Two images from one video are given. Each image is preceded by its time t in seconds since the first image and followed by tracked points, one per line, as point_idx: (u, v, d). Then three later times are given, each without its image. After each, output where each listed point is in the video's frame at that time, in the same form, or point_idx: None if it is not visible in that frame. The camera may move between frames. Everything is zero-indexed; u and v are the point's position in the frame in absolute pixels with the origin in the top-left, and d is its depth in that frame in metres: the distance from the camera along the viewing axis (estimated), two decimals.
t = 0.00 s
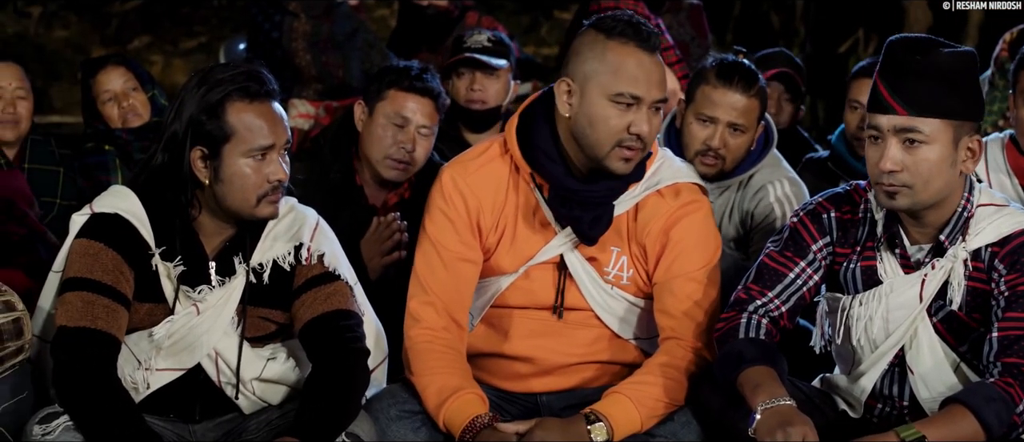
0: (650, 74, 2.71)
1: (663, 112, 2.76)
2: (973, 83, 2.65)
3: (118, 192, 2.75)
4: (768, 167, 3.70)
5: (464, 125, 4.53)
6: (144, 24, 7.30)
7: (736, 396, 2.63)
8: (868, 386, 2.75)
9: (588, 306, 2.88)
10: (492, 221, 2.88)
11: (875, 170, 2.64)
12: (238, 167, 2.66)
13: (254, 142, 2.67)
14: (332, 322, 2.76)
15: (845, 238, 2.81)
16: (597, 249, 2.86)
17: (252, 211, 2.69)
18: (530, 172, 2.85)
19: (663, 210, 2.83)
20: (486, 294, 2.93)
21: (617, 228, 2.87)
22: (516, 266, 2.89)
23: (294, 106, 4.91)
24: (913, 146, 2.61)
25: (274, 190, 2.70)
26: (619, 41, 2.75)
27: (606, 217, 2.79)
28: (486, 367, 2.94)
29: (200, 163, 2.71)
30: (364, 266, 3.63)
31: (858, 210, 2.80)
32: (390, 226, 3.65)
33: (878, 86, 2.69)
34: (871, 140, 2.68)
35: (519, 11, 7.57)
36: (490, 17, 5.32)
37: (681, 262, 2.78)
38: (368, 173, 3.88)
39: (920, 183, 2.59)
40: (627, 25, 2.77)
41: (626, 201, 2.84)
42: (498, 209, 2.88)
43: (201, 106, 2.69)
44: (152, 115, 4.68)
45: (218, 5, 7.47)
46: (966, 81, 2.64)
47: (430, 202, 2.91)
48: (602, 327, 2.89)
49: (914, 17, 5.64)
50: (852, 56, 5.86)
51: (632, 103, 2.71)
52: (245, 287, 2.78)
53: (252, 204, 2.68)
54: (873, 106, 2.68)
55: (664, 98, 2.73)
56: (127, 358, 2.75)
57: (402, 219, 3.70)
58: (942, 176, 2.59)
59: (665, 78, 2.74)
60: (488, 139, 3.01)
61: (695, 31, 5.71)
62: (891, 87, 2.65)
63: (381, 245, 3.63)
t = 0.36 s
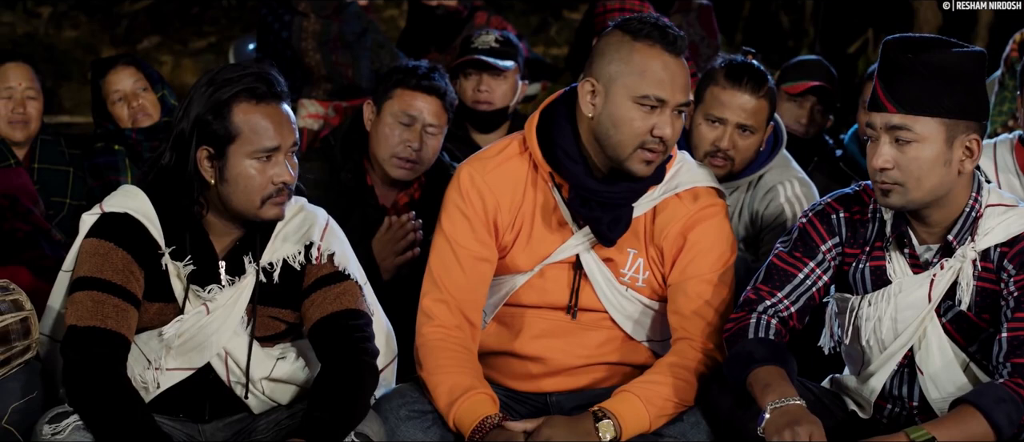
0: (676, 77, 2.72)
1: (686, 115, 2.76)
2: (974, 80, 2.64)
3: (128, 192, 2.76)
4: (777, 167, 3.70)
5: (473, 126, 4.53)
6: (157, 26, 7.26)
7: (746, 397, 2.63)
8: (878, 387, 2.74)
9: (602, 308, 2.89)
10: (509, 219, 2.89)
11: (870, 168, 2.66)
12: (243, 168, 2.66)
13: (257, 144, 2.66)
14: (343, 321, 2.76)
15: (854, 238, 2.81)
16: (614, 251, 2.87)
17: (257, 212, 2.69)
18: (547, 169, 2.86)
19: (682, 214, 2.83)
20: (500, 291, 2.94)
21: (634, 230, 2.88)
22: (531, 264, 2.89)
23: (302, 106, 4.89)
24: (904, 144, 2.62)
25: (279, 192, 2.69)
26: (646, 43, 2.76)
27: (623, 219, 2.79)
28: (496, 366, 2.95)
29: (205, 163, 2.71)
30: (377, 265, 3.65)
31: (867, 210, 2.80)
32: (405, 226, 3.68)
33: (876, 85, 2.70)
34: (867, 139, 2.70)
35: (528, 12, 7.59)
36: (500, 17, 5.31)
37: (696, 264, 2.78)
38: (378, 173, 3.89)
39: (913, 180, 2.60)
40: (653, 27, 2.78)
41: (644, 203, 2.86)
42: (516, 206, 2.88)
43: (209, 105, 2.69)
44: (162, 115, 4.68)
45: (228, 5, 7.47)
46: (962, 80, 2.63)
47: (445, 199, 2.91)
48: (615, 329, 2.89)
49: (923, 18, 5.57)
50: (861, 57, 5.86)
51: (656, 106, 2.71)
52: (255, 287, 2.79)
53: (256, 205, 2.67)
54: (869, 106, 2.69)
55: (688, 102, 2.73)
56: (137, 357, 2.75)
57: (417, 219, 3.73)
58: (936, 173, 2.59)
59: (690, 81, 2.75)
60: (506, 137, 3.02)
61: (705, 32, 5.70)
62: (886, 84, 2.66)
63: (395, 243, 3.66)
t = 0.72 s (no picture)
0: (698, 82, 2.72)
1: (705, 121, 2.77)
2: (973, 80, 2.63)
3: (136, 191, 2.75)
4: (786, 168, 3.71)
5: (483, 127, 4.52)
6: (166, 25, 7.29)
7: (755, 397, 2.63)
8: (886, 387, 2.74)
9: (615, 309, 2.89)
10: (524, 218, 2.89)
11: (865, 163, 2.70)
12: (234, 171, 2.64)
13: (250, 150, 2.63)
14: (351, 319, 2.76)
15: (862, 238, 2.80)
16: (628, 252, 2.87)
17: (243, 217, 2.67)
18: (564, 169, 2.87)
19: (699, 216, 2.83)
20: (513, 289, 2.94)
21: (649, 232, 2.88)
22: (545, 264, 2.89)
23: (313, 106, 4.82)
24: (892, 141, 2.65)
25: (266, 200, 2.65)
26: (669, 46, 2.75)
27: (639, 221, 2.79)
28: (507, 366, 2.96)
29: (204, 157, 2.69)
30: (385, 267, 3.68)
31: (875, 209, 2.78)
32: (411, 228, 3.72)
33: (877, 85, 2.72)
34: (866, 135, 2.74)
35: (537, 12, 7.59)
36: (509, 17, 5.31)
37: (709, 265, 2.79)
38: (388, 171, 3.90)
39: (900, 178, 2.63)
40: (677, 31, 2.78)
41: (660, 205, 2.85)
42: (532, 205, 2.89)
43: (215, 100, 2.67)
44: (171, 115, 4.70)
45: (237, 6, 7.49)
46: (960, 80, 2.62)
47: (461, 197, 2.92)
48: (627, 330, 2.89)
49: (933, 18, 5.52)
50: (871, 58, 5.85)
51: (676, 110, 2.72)
52: (263, 285, 2.79)
53: (241, 210, 2.65)
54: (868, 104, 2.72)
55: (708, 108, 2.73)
56: (145, 357, 2.76)
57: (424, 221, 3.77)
58: (922, 171, 2.62)
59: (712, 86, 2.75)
60: (521, 136, 3.02)
61: (714, 32, 5.70)
62: (885, 86, 2.67)
63: (402, 246, 3.70)
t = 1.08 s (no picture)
0: (716, 87, 2.71)
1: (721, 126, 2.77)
2: (973, 80, 2.63)
3: (145, 190, 2.76)
4: (794, 169, 3.72)
5: (492, 129, 4.57)
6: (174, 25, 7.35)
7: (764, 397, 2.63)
8: (895, 388, 2.74)
9: (627, 309, 2.89)
10: (538, 217, 2.89)
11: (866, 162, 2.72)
12: (238, 175, 2.64)
13: (257, 155, 2.62)
14: (360, 319, 2.76)
15: (870, 238, 2.79)
16: (641, 252, 2.86)
17: (245, 220, 2.68)
18: (580, 168, 2.86)
19: (713, 217, 2.83)
20: (524, 286, 2.93)
21: (663, 232, 2.88)
22: (557, 262, 2.90)
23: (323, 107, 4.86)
24: (891, 139, 2.66)
25: (269, 206, 2.66)
26: (687, 51, 2.75)
27: (653, 221, 2.80)
28: (517, 366, 2.96)
29: (212, 157, 2.69)
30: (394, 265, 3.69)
31: (882, 210, 2.78)
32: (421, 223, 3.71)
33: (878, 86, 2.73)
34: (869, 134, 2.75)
35: (546, 12, 7.59)
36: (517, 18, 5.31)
37: (722, 265, 2.79)
38: (399, 171, 3.91)
39: (898, 176, 2.64)
40: (695, 35, 2.77)
41: (674, 206, 2.85)
42: (546, 204, 2.89)
43: (224, 102, 2.67)
44: (180, 115, 4.71)
45: (245, 6, 7.50)
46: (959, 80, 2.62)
47: (476, 194, 2.91)
48: (639, 330, 2.90)
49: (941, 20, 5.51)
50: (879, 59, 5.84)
51: (693, 115, 2.72)
52: (272, 284, 2.80)
53: (245, 213, 2.67)
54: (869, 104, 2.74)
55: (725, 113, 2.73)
56: (154, 356, 2.75)
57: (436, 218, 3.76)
58: (919, 169, 2.62)
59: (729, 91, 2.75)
60: (534, 135, 3.02)
61: (723, 32, 5.70)
62: (885, 86, 2.68)
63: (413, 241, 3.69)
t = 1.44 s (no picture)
0: (721, 89, 2.70)
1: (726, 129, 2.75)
2: (975, 80, 2.63)
3: (155, 191, 2.76)
4: (802, 169, 3.72)
5: (501, 132, 4.56)
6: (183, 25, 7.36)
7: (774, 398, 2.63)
8: (904, 388, 2.74)
9: (638, 310, 2.89)
10: (551, 218, 2.89)
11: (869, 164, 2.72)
12: (249, 176, 2.65)
13: (268, 156, 2.62)
14: (369, 321, 2.77)
15: (877, 239, 2.79)
16: (653, 254, 2.87)
17: (255, 224, 2.69)
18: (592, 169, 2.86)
19: (725, 219, 2.83)
20: (535, 288, 2.94)
21: (675, 234, 2.88)
22: (568, 264, 2.90)
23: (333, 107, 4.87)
24: (893, 139, 2.66)
25: (280, 207, 2.67)
26: (696, 52, 2.74)
27: (663, 222, 2.80)
28: (527, 367, 2.96)
29: (223, 159, 2.69)
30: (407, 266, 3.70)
31: (890, 210, 2.78)
32: (433, 227, 3.72)
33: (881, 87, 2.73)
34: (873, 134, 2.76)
35: (555, 12, 7.59)
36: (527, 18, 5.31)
37: (733, 267, 2.79)
38: (407, 174, 3.91)
39: (901, 176, 2.64)
40: (707, 36, 2.77)
41: (686, 208, 2.85)
42: (558, 205, 2.88)
43: (235, 103, 2.67)
44: (190, 115, 4.72)
45: (254, 6, 7.51)
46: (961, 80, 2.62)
47: (489, 195, 2.92)
48: (649, 332, 2.90)
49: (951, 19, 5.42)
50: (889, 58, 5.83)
51: (693, 117, 2.71)
52: (281, 286, 2.79)
53: (255, 215, 2.67)
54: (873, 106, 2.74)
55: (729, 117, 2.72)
56: (163, 356, 2.75)
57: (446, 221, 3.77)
58: (921, 168, 2.62)
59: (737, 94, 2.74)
60: (547, 135, 3.02)
61: (732, 32, 5.70)
62: (887, 87, 2.69)
63: (425, 244, 3.71)
